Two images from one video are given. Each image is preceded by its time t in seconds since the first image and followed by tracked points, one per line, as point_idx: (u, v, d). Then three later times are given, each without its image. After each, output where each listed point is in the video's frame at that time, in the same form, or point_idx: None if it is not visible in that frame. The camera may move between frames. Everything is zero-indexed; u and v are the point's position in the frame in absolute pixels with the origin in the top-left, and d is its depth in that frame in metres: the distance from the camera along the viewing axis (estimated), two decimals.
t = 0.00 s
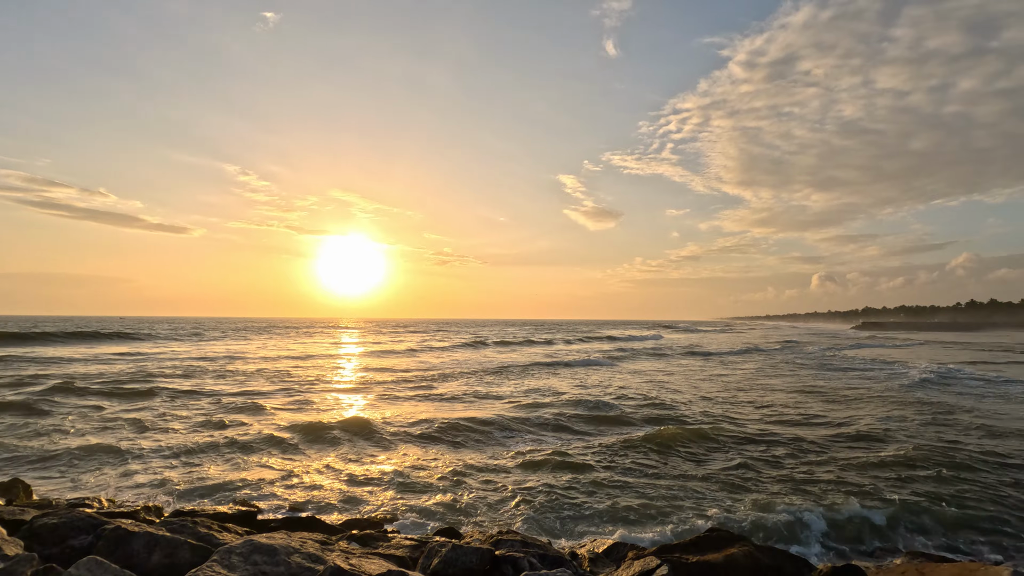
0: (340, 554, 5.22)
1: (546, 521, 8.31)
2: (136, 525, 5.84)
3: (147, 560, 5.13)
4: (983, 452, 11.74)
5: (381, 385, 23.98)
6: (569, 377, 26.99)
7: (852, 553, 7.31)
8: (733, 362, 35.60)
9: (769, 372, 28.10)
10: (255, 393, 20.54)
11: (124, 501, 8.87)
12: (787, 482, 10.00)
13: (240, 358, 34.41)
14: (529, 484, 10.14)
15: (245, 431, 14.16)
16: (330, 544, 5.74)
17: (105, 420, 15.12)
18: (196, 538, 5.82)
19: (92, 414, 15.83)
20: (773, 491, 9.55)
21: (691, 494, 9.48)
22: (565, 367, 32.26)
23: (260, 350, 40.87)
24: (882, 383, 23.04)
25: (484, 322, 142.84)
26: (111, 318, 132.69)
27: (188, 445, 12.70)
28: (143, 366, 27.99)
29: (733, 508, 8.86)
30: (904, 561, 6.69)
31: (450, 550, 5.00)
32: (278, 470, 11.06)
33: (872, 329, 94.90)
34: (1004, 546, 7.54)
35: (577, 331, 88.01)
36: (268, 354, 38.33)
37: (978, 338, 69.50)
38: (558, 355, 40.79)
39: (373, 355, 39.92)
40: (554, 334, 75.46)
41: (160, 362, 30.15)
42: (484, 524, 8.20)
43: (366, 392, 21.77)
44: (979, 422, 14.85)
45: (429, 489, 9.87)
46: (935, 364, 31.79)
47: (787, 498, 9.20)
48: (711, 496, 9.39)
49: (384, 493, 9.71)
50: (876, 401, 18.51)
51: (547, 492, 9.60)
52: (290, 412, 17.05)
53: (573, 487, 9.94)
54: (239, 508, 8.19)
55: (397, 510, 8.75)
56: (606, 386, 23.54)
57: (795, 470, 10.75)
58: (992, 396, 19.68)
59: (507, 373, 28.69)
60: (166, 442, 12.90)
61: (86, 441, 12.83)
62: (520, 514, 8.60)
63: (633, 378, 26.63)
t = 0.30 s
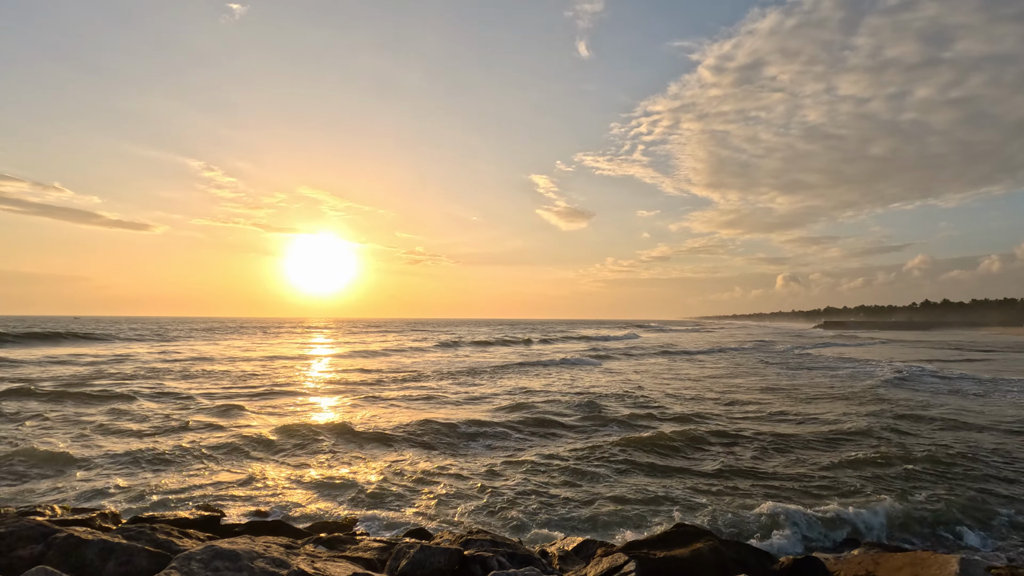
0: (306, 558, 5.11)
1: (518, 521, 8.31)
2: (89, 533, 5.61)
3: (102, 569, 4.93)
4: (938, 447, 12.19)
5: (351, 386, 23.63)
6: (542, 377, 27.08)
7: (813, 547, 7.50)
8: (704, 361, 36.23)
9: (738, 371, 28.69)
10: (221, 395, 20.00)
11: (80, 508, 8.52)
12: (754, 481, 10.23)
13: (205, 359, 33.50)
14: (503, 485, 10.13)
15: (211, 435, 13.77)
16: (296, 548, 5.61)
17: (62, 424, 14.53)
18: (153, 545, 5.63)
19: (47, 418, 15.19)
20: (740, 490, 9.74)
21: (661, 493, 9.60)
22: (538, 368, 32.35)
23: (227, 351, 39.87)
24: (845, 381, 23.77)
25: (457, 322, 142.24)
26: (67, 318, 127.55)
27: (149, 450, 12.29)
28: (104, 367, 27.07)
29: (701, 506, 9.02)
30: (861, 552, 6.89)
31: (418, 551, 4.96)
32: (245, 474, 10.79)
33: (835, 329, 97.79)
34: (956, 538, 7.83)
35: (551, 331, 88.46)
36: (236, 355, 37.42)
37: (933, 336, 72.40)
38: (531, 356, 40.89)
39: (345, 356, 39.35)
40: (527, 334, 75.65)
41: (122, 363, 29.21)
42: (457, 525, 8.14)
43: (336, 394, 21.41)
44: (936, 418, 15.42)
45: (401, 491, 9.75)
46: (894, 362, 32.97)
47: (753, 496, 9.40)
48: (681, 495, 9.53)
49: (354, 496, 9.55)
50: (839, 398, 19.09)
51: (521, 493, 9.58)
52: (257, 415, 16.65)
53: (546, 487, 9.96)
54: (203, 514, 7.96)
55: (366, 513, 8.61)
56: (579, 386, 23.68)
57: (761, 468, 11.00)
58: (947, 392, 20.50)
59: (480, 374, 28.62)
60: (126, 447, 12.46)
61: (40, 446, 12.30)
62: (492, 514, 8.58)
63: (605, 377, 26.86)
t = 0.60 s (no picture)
0: (269, 563, 4.98)
1: (491, 522, 8.30)
2: (39, 542, 5.35)
3: None
4: (896, 444, 12.62)
5: (321, 388, 23.24)
6: (515, 378, 27.11)
7: (778, 541, 7.68)
8: (673, 361, 36.80)
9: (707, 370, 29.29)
10: (185, 398, 19.45)
11: (32, 516, 8.18)
12: (722, 479, 10.43)
13: (168, 360, 32.53)
14: (476, 486, 10.10)
15: (174, 439, 13.36)
16: (258, 553, 5.46)
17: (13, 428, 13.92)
18: (108, 553, 5.40)
19: None
20: (707, 488, 9.92)
21: (631, 493, 9.69)
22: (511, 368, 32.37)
23: (191, 353, 38.77)
24: (808, 380, 24.46)
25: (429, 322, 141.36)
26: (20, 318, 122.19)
27: (107, 454, 11.85)
28: (60, 369, 26.03)
29: (669, 503, 9.19)
30: (822, 545, 7.08)
31: (385, 553, 4.89)
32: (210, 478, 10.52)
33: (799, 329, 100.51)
34: (912, 531, 8.11)
35: (524, 330, 88.71)
36: (201, 356, 36.43)
37: (891, 336, 74.95)
38: (504, 356, 40.91)
39: (315, 357, 38.72)
40: (499, 334, 75.73)
41: (79, 365, 28.18)
42: (430, 526, 8.08)
43: (305, 396, 21.03)
44: (895, 415, 15.98)
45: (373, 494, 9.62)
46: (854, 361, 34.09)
47: (718, 494, 9.60)
48: (651, 494, 9.67)
49: (322, 499, 9.37)
50: (803, 397, 19.64)
51: (492, 495, 9.57)
52: (223, 418, 16.24)
53: (519, 488, 9.97)
54: (163, 520, 7.70)
55: (336, 515, 8.47)
56: (552, 386, 23.78)
57: (729, 467, 11.22)
58: (905, 390, 21.27)
59: (453, 375, 28.49)
60: (82, 452, 12.00)
61: None
62: (464, 516, 8.52)
63: (577, 378, 27.04)
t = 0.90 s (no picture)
0: (232, 569, 4.86)
1: (463, 523, 8.27)
2: None
3: None
4: (858, 441, 13.03)
5: (290, 390, 22.82)
6: (488, 379, 27.12)
7: (744, 537, 7.84)
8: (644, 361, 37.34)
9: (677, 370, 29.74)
10: (146, 401, 18.86)
11: None
12: (691, 477, 10.61)
13: (129, 362, 31.52)
14: (448, 488, 10.05)
15: (134, 443, 12.94)
16: (222, 559, 5.33)
17: None
18: (62, 562, 5.19)
19: None
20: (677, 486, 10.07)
21: (603, 492, 9.77)
22: (484, 369, 32.37)
23: (153, 354, 37.62)
24: (773, 379, 25.12)
25: (401, 322, 140.13)
26: None
27: (63, 460, 11.40)
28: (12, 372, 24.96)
29: (639, 502, 9.31)
30: (785, 538, 7.26)
31: (353, 556, 4.84)
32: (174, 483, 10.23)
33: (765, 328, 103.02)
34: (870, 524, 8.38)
35: (496, 331, 88.77)
36: (163, 358, 35.38)
37: (852, 335, 77.48)
38: (477, 357, 40.88)
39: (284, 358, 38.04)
40: (472, 334, 75.61)
41: (34, 367, 27.07)
42: (401, 528, 8.01)
43: (274, 399, 20.63)
44: (857, 413, 16.48)
45: (342, 497, 9.48)
46: (817, 360, 35.15)
47: (687, 492, 9.76)
48: (622, 492, 9.78)
49: (289, 503, 9.19)
50: (770, 396, 20.11)
51: (464, 496, 9.52)
52: (187, 422, 15.80)
53: (491, 489, 9.96)
54: (122, 527, 7.45)
55: (303, 519, 8.32)
56: (524, 387, 23.84)
57: (698, 465, 11.42)
58: (864, 388, 22.01)
59: (426, 376, 28.33)
60: (35, 457, 11.52)
61: None
62: (436, 518, 8.46)
63: (550, 379, 27.20)
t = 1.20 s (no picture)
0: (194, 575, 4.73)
1: (435, 524, 8.23)
2: None
3: None
4: (823, 439, 13.39)
5: (259, 392, 22.36)
6: (462, 380, 27.03)
7: (712, 534, 7.99)
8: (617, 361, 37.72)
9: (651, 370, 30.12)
10: (108, 403, 18.26)
11: None
12: (661, 476, 10.76)
13: (90, 363, 30.53)
14: (421, 489, 9.99)
15: (95, 447, 12.52)
16: (184, 565, 5.18)
17: None
18: (12, 572, 4.97)
19: None
20: (648, 485, 10.21)
21: (575, 491, 9.84)
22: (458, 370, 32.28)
23: (116, 355, 36.48)
24: (743, 379, 25.63)
25: (374, 322, 138.69)
26: None
27: (17, 465, 10.96)
28: None
29: (611, 500, 9.41)
30: (750, 534, 7.42)
31: (320, 559, 4.78)
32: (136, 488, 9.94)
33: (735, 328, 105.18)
34: (833, 517, 8.64)
35: (471, 331, 88.65)
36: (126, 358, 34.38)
37: (818, 335, 79.65)
38: (451, 357, 40.74)
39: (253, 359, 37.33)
40: (446, 334, 75.34)
41: None
42: (372, 530, 7.92)
43: (242, 401, 20.19)
44: (823, 411, 16.91)
45: (313, 500, 9.33)
46: (784, 360, 36.00)
47: (658, 490, 9.92)
48: (594, 491, 9.87)
49: (258, 507, 8.99)
50: (741, 395, 20.50)
51: (437, 498, 9.48)
52: (151, 425, 15.35)
53: (465, 490, 9.93)
54: (80, 534, 7.19)
55: (272, 523, 8.17)
56: (498, 388, 23.83)
57: (670, 464, 11.60)
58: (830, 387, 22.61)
59: (399, 377, 28.10)
60: None
61: None
62: (408, 519, 8.40)
63: (524, 379, 27.27)
